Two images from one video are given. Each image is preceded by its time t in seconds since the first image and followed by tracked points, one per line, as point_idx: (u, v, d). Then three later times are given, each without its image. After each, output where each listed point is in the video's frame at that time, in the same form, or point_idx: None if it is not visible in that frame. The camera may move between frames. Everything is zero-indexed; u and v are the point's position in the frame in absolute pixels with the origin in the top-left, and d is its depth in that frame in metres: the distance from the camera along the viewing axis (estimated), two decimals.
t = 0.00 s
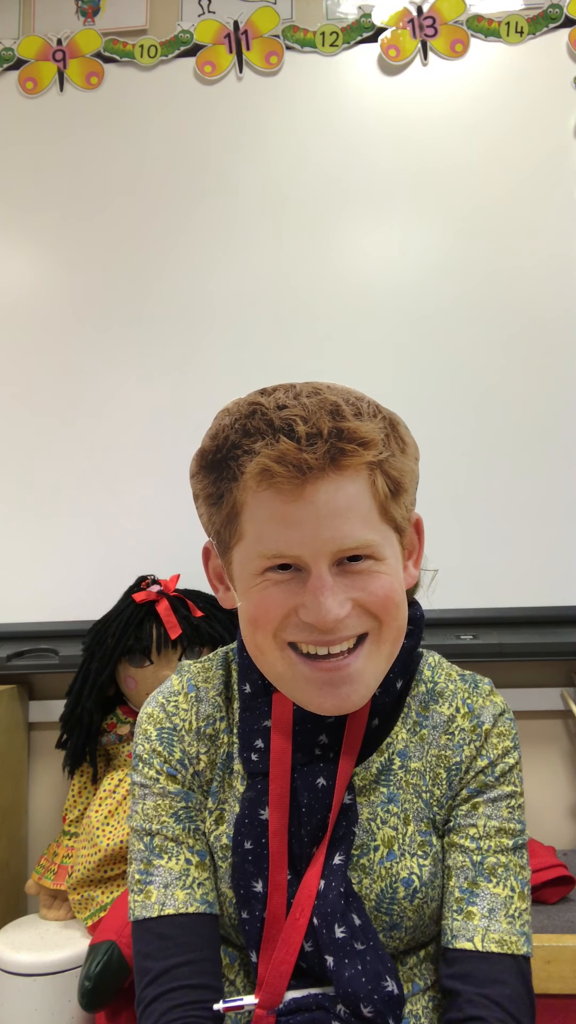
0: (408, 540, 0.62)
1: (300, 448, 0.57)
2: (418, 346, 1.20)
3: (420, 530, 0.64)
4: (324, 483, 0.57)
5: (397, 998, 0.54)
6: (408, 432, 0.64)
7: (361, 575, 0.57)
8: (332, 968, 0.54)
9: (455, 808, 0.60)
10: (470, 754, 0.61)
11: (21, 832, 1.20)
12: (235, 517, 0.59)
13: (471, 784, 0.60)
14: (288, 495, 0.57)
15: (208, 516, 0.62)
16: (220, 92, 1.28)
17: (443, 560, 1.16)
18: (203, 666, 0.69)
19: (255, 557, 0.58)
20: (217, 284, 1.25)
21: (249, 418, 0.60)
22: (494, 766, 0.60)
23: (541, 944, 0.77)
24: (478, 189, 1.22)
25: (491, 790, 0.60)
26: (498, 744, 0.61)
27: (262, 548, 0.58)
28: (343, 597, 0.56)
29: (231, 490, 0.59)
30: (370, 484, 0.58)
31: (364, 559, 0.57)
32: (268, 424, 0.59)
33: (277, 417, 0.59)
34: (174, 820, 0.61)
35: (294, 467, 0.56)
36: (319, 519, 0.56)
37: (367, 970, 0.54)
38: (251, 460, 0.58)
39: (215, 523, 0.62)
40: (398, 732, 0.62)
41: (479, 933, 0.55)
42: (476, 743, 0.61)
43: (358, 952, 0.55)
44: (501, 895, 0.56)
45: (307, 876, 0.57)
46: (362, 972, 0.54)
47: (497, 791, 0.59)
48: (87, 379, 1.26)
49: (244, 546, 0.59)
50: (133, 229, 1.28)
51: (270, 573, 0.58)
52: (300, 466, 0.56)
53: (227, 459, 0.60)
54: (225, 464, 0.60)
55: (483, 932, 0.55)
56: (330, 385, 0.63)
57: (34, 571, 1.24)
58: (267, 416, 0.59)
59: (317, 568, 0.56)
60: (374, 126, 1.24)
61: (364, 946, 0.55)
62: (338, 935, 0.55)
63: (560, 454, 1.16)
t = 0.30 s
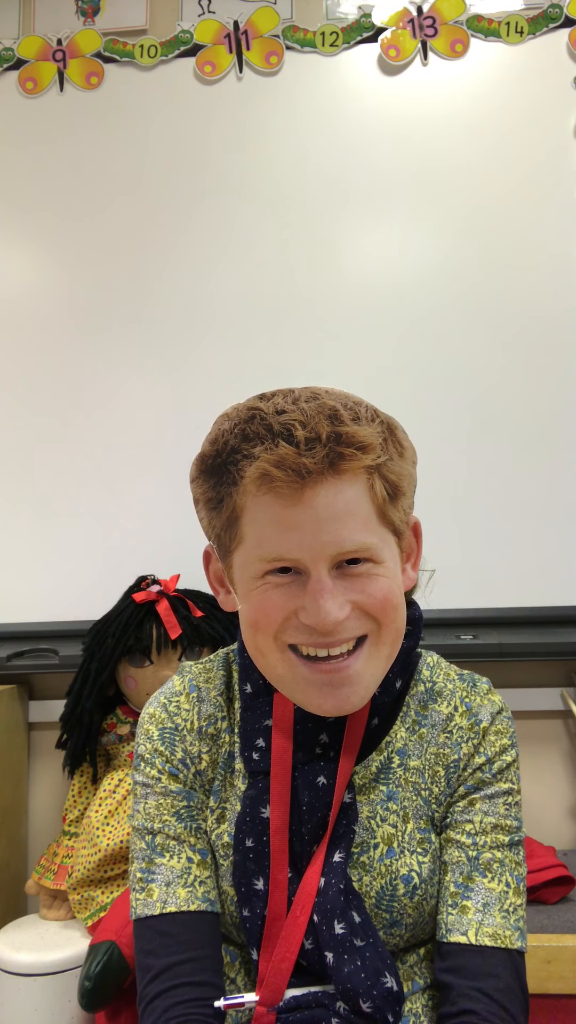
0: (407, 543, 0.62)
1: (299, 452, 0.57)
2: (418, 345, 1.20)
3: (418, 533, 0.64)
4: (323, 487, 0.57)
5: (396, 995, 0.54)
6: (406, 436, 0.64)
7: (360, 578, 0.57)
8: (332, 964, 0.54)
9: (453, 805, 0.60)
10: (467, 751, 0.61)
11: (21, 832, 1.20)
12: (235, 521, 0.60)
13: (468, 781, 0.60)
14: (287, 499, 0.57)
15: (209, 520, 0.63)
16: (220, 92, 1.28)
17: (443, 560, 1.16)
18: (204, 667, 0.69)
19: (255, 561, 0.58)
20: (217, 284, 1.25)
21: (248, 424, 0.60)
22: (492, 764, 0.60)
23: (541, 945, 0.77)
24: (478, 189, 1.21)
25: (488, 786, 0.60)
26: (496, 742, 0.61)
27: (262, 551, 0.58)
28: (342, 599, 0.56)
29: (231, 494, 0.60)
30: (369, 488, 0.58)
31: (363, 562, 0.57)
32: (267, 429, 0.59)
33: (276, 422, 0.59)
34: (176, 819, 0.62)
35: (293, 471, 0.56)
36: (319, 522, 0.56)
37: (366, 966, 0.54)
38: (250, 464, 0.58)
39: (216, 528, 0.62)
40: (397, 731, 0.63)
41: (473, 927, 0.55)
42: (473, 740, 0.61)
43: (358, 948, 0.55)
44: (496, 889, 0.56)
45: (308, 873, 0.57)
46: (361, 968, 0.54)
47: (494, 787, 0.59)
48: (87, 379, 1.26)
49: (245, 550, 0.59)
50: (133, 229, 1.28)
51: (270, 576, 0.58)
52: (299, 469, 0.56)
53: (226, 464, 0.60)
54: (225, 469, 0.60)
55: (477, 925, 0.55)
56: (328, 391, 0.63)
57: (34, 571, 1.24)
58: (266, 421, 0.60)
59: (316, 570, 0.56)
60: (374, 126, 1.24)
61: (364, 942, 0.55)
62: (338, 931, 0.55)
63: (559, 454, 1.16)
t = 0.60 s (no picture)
0: (409, 544, 0.62)
1: (303, 454, 0.57)
2: (419, 345, 1.20)
3: (420, 534, 0.63)
4: (327, 488, 0.57)
5: (396, 991, 0.54)
6: (409, 437, 0.64)
7: (363, 578, 0.57)
8: (332, 960, 0.54)
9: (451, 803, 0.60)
10: (466, 749, 0.61)
11: (20, 833, 1.20)
12: (240, 521, 0.59)
13: (466, 778, 0.60)
14: (292, 500, 0.57)
15: (213, 521, 0.62)
16: (220, 91, 1.28)
17: (443, 560, 1.16)
18: (204, 667, 0.69)
19: (259, 562, 0.58)
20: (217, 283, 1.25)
21: (253, 425, 0.60)
22: (490, 761, 0.60)
23: (542, 945, 0.77)
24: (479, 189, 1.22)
25: (487, 783, 0.60)
26: (494, 739, 0.61)
27: (266, 552, 0.58)
28: (345, 600, 0.56)
29: (235, 495, 0.59)
30: (372, 489, 0.58)
31: (366, 563, 0.57)
32: (272, 430, 0.59)
33: (281, 423, 0.59)
34: (176, 818, 0.62)
35: (298, 472, 0.56)
36: (322, 523, 0.56)
37: (366, 962, 0.54)
38: (255, 465, 0.58)
39: (220, 528, 0.62)
40: (396, 730, 0.62)
41: (470, 922, 0.55)
42: (471, 738, 0.61)
43: (358, 944, 0.55)
44: (494, 885, 0.56)
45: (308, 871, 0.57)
46: (361, 964, 0.54)
47: (492, 784, 0.60)
48: (87, 379, 1.26)
49: (249, 550, 0.59)
50: (134, 228, 1.28)
51: (274, 577, 0.58)
52: (303, 470, 0.56)
53: (231, 465, 0.60)
54: (230, 469, 0.60)
55: (475, 921, 0.55)
56: (333, 393, 0.63)
57: (35, 571, 1.24)
58: (272, 422, 0.59)
59: (320, 571, 0.56)
60: (374, 126, 1.24)
61: (364, 938, 0.55)
62: (338, 927, 0.55)
63: (559, 454, 1.16)
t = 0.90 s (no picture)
0: (419, 551, 0.62)
1: (318, 462, 0.57)
2: (420, 345, 1.20)
3: (430, 542, 0.63)
4: (340, 496, 0.57)
5: (396, 984, 0.54)
6: (421, 445, 0.64)
7: (374, 585, 0.58)
8: (332, 953, 0.54)
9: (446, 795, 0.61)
10: (460, 743, 0.61)
11: (20, 833, 1.20)
12: (251, 527, 0.59)
13: (460, 770, 0.61)
14: (306, 507, 0.57)
15: (225, 526, 0.62)
16: (220, 91, 1.28)
17: (443, 560, 1.16)
18: (206, 666, 0.69)
19: (271, 567, 0.58)
20: (217, 283, 1.25)
21: (267, 431, 0.60)
22: (483, 754, 0.61)
23: (542, 945, 0.77)
24: (479, 189, 1.22)
25: (479, 774, 0.60)
26: (488, 733, 0.62)
27: (279, 558, 0.58)
28: (356, 606, 0.57)
29: (248, 501, 0.59)
30: (385, 497, 0.58)
31: (377, 570, 0.58)
32: (286, 437, 0.59)
33: (295, 431, 0.59)
34: (180, 814, 0.61)
35: (312, 481, 0.56)
36: (336, 531, 0.56)
37: (365, 954, 0.54)
38: (269, 472, 0.58)
39: (231, 534, 0.62)
40: (395, 727, 0.63)
41: (457, 905, 0.55)
42: (466, 732, 0.62)
43: (358, 938, 0.55)
44: (482, 869, 0.57)
45: (310, 866, 0.58)
46: (361, 956, 0.54)
47: (484, 775, 0.60)
48: (87, 379, 1.26)
49: (260, 556, 0.59)
50: (134, 229, 1.28)
51: (286, 583, 0.58)
52: (317, 478, 0.56)
53: (244, 471, 0.60)
54: (243, 476, 0.60)
55: (461, 903, 0.55)
56: (347, 400, 0.62)
57: (35, 571, 1.24)
58: (286, 429, 0.59)
59: (332, 577, 0.56)
60: (374, 126, 1.24)
61: (364, 932, 0.55)
62: (338, 921, 0.55)
63: (559, 454, 1.16)
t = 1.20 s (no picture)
0: (407, 560, 0.62)
1: (309, 463, 0.57)
2: (420, 345, 1.20)
3: (419, 552, 0.63)
4: (329, 499, 0.57)
5: (394, 978, 0.54)
6: (416, 456, 0.64)
7: (358, 590, 0.58)
8: (331, 946, 0.54)
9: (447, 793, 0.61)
10: (461, 741, 0.61)
11: (21, 833, 1.20)
12: (241, 523, 0.60)
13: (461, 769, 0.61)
14: (294, 507, 0.57)
15: (219, 517, 0.62)
16: (220, 91, 1.28)
17: (443, 560, 1.16)
18: (209, 663, 0.69)
19: (258, 563, 0.58)
20: (218, 283, 1.25)
21: (264, 429, 0.60)
22: (484, 753, 0.61)
23: (541, 945, 0.77)
24: (479, 188, 1.22)
25: (481, 774, 0.61)
26: (488, 733, 0.62)
27: (265, 556, 0.58)
28: (338, 608, 0.57)
29: (239, 496, 0.60)
30: (374, 504, 0.58)
31: (362, 575, 0.58)
32: (281, 436, 0.59)
33: (290, 430, 0.59)
34: (178, 813, 0.61)
35: (302, 481, 0.56)
36: (322, 533, 0.56)
37: (364, 948, 0.54)
38: (262, 469, 0.58)
39: (223, 528, 0.62)
40: (397, 723, 0.63)
41: (459, 903, 0.56)
42: (467, 730, 0.62)
43: (357, 932, 0.55)
44: (484, 868, 0.57)
45: (310, 860, 0.57)
46: (359, 949, 0.54)
47: (485, 774, 0.60)
48: (86, 379, 1.26)
49: (247, 552, 0.59)
50: (134, 229, 1.28)
51: (271, 580, 0.58)
52: (307, 480, 0.56)
53: (238, 467, 0.60)
54: (237, 471, 0.60)
55: (464, 902, 0.56)
56: (345, 404, 0.62)
57: (35, 571, 1.24)
58: (281, 428, 0.59)
59: (315, 579, 0.57)
60: (374, 126, 1.24)
61: (363, 926, 0.55)
62: (337, 914, 0.55)
63: (559, 454, 1.16)
